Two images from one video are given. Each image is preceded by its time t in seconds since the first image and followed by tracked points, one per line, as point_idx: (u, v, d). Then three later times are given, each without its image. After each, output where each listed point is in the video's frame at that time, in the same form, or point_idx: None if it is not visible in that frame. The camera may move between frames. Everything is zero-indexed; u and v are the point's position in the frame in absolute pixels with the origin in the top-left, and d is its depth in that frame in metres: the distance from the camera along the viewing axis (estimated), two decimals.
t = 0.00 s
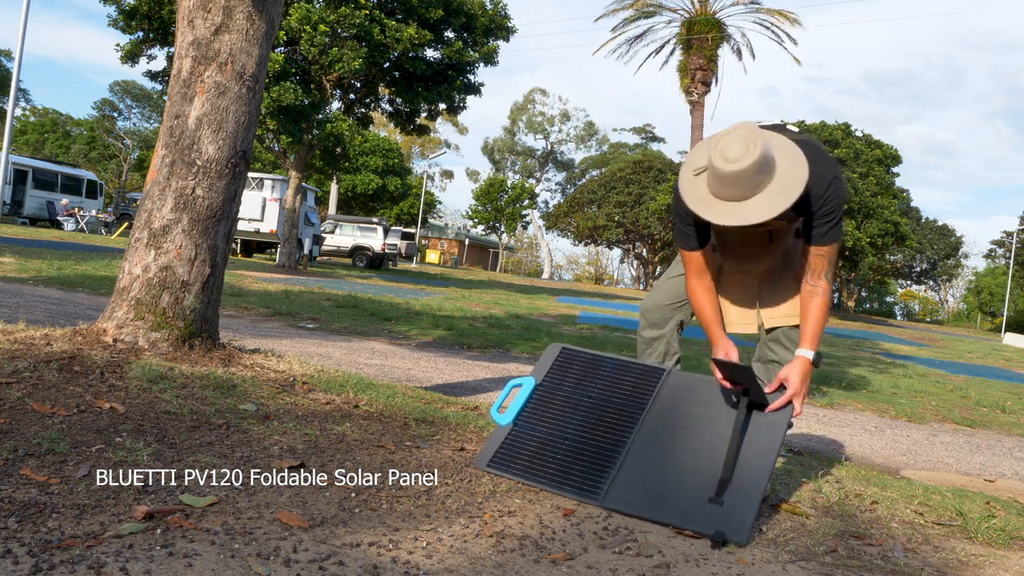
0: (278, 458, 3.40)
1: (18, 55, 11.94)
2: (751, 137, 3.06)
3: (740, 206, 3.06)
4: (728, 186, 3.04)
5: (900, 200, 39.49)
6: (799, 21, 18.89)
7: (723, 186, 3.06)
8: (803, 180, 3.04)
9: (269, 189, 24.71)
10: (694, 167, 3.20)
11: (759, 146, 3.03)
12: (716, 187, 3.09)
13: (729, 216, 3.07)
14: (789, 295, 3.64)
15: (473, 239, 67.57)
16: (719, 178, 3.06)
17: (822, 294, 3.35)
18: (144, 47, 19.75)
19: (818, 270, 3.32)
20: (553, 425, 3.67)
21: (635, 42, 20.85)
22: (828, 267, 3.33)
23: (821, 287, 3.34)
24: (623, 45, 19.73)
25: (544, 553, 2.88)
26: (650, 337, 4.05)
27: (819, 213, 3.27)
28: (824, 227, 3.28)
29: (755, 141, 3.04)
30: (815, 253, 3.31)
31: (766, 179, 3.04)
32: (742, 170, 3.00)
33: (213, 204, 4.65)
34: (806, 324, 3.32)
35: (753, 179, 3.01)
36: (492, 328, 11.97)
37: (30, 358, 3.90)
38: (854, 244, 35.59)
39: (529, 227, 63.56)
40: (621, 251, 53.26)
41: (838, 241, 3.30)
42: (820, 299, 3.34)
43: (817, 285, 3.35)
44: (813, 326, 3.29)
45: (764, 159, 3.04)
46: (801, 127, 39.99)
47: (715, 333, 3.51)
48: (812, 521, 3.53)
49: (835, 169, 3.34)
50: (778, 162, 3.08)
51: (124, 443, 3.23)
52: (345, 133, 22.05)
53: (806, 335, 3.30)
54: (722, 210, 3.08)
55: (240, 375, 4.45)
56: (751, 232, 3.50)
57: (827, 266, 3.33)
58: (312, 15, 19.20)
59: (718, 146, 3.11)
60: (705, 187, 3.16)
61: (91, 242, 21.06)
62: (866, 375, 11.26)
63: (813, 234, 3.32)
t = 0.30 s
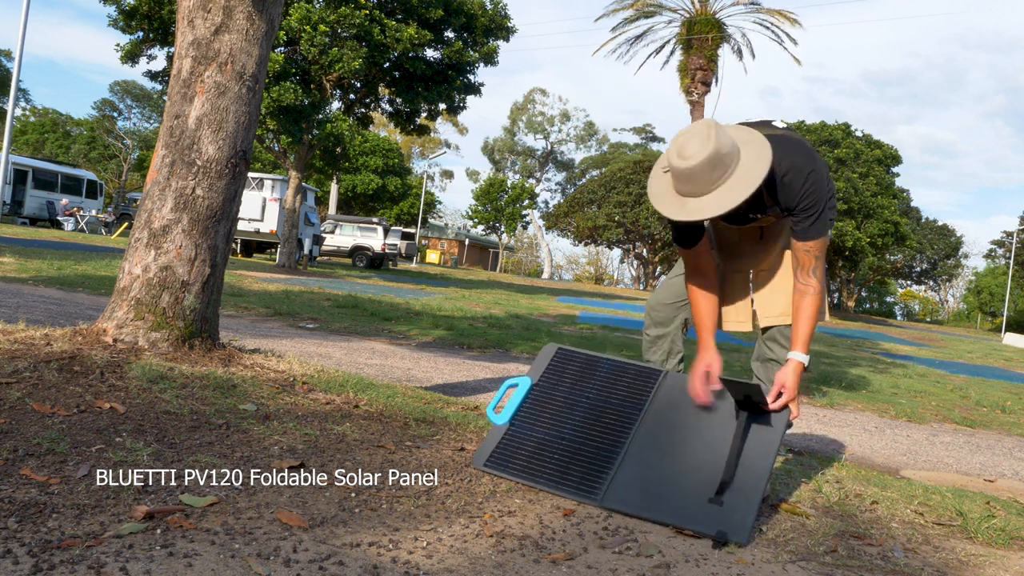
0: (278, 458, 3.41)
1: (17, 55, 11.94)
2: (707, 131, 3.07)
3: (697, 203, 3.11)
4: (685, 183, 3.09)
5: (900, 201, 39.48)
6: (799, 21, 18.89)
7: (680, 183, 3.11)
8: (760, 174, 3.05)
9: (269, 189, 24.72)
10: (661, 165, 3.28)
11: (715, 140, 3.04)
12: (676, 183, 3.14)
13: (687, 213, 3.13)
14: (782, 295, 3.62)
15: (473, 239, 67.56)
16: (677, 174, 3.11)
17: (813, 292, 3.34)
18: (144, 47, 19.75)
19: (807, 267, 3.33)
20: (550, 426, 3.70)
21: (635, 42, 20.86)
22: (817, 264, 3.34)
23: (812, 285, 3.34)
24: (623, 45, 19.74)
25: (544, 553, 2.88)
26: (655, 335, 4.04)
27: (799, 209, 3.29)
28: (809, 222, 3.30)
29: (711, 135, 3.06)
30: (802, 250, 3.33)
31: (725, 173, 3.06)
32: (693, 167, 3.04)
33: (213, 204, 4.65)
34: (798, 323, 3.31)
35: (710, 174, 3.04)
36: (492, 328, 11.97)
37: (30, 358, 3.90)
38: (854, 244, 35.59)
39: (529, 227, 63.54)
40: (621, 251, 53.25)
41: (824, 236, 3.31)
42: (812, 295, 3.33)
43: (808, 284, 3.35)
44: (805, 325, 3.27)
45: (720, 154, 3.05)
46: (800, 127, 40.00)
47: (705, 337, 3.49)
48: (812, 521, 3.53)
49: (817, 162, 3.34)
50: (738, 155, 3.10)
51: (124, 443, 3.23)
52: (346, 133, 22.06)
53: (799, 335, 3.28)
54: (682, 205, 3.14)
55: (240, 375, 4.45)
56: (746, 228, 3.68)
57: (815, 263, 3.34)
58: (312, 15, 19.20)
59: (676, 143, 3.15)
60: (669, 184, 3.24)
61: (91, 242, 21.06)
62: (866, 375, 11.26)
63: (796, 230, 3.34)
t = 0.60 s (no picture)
0: (278, 458, 3.41)
1: (17, 55, 11.95)
2: (705, 121, 3.08)
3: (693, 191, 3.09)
4: (682, 171, 3.08)
5: (900, 200, 39.45)
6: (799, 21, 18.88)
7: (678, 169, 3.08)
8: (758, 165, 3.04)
9: (269, 189, 24.72)
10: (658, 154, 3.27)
11: (713, 129, 3.04)
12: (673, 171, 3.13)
13: (683, 201, 3.11)
14: (781, 292, 3.64)
15: (473, 239, 67.56)
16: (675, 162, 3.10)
17: (811, 291, 3.35)
18: (144, 47, 19.75)
19: (804, 266, 3.34)
20: (545, 428, 3.73)
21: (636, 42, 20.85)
22: (815, 263, 3.34)
23: (809, 284, 3.35)
24: (623, 44, 19.72)
25: (544, 553, 2.88)
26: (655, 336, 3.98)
27: (794, 207, 3.29)
28: (805, 219, 3.30)
29: (709, 124, 3.06)
30: (798, 249, 3.34)
31: (723, 161, 3.05)
32: (692, 154, 3.01)
33: (213, 204, 4.65)
34: (796, 323, 3.32)
35: (708, 162, 3.03)
36: (492, 328, 11.98)
37: (30, 358, 3.90)
38: (854, 244, 35.57)
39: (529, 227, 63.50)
40: (621, 251, 53.24)
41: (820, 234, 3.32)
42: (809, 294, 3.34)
43: (805, 283, 3.36)
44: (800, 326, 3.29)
45: (718, 143, 3.04)
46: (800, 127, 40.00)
47: (666, 327, 3.56)
48: (812, 521, 3.53)
49: (812, 160, 3.34)
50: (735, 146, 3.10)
51: (124, 443, 3.23)
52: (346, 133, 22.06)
53: (795, 336, 3.28)
54: (679, 192, 3.12)
55: (239, 375, 4.45)
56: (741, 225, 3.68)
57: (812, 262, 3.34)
58: (312, 15, 19.19)
59: (673, 132, 3.15)
60: (665, 172, 3.23)
61: (91, 242, 21.05)
62: (866, 375, 11.26)
63: (793, 229, 3.35)
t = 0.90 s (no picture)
0: (279, 458, 3.40)
1: (17, 55, 11.95)
2: (717, 117, 3.07)
3: (708, 188, 3.07)
4: (693, 168, 3.07)
5: (900, 201, 39.46)
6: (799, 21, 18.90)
7: (690, 167, 3.07)
8: (770, 160, 3.05)
9: (269, 189, 24.72)
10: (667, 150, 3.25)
11: (726, 126, 3.04)
12: (683, 168, 3.11)
13: (697, 198, 3.08)
14: (782, 293, 3.65)
15: (473, 239, 67.55)
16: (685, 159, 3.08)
17: (811, 289, 3.35)
18: (144, 47, 19.75)
19: (805, 265, 3.34)
20: (545, 428, 3.73)
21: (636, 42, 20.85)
22: (815, 263, 3.35)
23: (809, 283, 3.35)
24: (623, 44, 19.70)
25: (544, 553, 2.88)
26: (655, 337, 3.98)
27: (798, 205, 3.29)
28: (809, 218, 3.31)
29: (720, 121, 3.05)
30: (801, 248, 3.35)
31: (735, 159, 3.05)
32: (704, 151, 3.00)
33: (213, 204, 4.65)
34: (796, 322, 3.32)
35: (720, 159, 3.02)
36: (492, 328, 11.97)
37: (30, 358, 3.90)
38: (854, 244, 35.55)
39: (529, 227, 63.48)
40: (621, 251, 53.24)
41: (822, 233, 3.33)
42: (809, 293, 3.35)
43: (805, 282, 3.36)
44: (801, 326, 3.29)
45: (730, 141, 3.03)
46: (800, 127, 39.99)
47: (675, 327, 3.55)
48: (812, 521, 3.53)
49: (817, 158, 3.33)
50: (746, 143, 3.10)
51: (124, 443, 3.23)
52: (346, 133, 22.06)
53: (795, 336, 3.28)
54: (690, 189, 3.11)
55: (239, 375, 4.45)
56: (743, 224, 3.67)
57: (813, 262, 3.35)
58: (312, 15, 19.18)
59: (684, 129, 3.14)
60: (674, 169, 3.21)
61: (91, 242, 21.04)
62: (866, 375, 11.25)
63: (796, 227, 3.35)
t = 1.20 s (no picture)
0: (278, 458, 3.40)
1: (18, 55, 11.96)
2: (733, 117, 3.06)
3: (728, 187, 3.06)
4: (711, 169, 3.06)
5: (900, 201, 39.46)
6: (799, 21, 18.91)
7: (710, 168, 3.05)
8: (785, 160, 3.07)
9: (269, 189, 24.73)
10: (679, 150, 3.24)
11: (743, 126, 3.04)
12: (701, 169, 3.10)
13: (717, 199, 3.08)
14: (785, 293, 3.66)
15: (473, 239, 67.55)
16: (703, 160, 3.07)
17: (815, 292, 3.35)
18: (144, 47, 19.75)
19: (808, 266, 3.34)
20: (545, 428, 3.73)
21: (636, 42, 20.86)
22: (819, 264, 3.34)
23: (814, 285, 3.35)
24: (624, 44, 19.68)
25: (544, 553, 2.88)
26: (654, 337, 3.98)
27: (804, 206, 3.29)
28: (813, 219, 3.29)
29: (737, 121, 3.05)
30: (805, 249, 3.34)
31: (752, 159, 3.06)
32: (726, 152, 2.99)
33: (213, 204, 4.65)
34: (800, 324, 3.32)
35: (739, 160, 3.02)
36: (492, 328, 11.98)
37: (30, 358, 3.90)
38: (853, 244, 35.53)
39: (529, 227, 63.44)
40: (621, 252, 53.24)
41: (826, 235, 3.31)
42: (815, 293, 3.35)
43: (810, 283, 3.35)
44: (805, 328, 3.29)
45: (748, 141, 3.04)
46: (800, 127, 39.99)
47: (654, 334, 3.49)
48: (812, 521, 3.53)
49: (823, 159, 3.34)
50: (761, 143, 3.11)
51: (124, 443, 3.22)
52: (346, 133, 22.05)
53: (800, 337, 3.28)
54: (707, 190, 3.11)
55: (240, 375, 4.45)
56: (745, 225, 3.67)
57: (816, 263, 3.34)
58: (312, 15, 19.18)
59: (699, 129, 3.12)
60: (689, 169, 3.20)
61: (91, 242, 21.04)
62: (866, 375, 11.26)
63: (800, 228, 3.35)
